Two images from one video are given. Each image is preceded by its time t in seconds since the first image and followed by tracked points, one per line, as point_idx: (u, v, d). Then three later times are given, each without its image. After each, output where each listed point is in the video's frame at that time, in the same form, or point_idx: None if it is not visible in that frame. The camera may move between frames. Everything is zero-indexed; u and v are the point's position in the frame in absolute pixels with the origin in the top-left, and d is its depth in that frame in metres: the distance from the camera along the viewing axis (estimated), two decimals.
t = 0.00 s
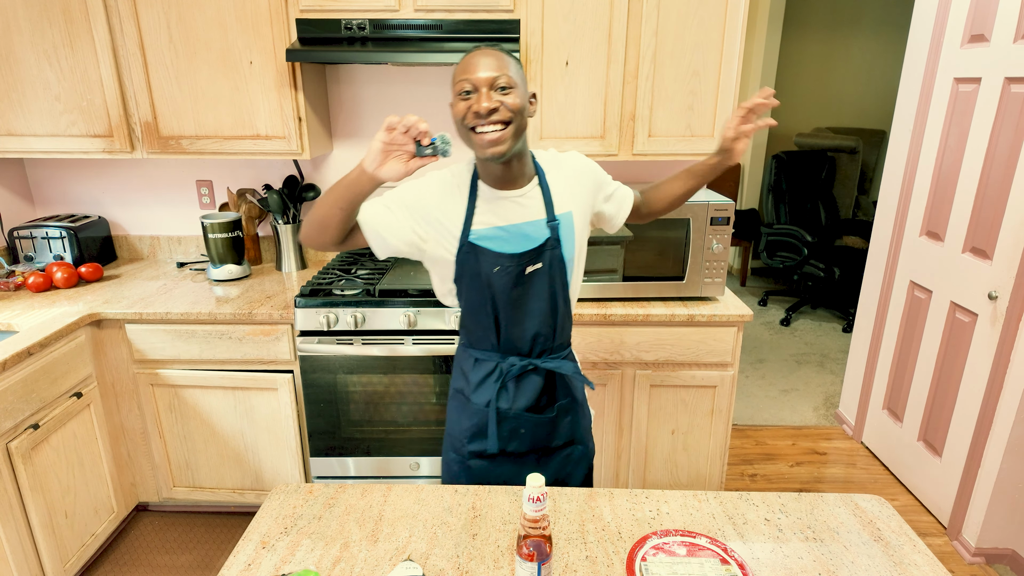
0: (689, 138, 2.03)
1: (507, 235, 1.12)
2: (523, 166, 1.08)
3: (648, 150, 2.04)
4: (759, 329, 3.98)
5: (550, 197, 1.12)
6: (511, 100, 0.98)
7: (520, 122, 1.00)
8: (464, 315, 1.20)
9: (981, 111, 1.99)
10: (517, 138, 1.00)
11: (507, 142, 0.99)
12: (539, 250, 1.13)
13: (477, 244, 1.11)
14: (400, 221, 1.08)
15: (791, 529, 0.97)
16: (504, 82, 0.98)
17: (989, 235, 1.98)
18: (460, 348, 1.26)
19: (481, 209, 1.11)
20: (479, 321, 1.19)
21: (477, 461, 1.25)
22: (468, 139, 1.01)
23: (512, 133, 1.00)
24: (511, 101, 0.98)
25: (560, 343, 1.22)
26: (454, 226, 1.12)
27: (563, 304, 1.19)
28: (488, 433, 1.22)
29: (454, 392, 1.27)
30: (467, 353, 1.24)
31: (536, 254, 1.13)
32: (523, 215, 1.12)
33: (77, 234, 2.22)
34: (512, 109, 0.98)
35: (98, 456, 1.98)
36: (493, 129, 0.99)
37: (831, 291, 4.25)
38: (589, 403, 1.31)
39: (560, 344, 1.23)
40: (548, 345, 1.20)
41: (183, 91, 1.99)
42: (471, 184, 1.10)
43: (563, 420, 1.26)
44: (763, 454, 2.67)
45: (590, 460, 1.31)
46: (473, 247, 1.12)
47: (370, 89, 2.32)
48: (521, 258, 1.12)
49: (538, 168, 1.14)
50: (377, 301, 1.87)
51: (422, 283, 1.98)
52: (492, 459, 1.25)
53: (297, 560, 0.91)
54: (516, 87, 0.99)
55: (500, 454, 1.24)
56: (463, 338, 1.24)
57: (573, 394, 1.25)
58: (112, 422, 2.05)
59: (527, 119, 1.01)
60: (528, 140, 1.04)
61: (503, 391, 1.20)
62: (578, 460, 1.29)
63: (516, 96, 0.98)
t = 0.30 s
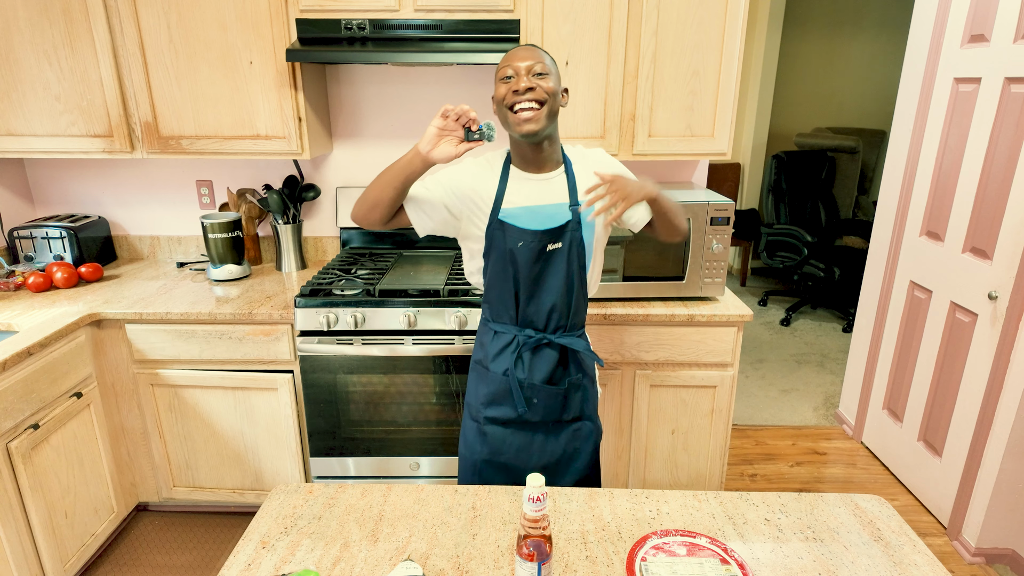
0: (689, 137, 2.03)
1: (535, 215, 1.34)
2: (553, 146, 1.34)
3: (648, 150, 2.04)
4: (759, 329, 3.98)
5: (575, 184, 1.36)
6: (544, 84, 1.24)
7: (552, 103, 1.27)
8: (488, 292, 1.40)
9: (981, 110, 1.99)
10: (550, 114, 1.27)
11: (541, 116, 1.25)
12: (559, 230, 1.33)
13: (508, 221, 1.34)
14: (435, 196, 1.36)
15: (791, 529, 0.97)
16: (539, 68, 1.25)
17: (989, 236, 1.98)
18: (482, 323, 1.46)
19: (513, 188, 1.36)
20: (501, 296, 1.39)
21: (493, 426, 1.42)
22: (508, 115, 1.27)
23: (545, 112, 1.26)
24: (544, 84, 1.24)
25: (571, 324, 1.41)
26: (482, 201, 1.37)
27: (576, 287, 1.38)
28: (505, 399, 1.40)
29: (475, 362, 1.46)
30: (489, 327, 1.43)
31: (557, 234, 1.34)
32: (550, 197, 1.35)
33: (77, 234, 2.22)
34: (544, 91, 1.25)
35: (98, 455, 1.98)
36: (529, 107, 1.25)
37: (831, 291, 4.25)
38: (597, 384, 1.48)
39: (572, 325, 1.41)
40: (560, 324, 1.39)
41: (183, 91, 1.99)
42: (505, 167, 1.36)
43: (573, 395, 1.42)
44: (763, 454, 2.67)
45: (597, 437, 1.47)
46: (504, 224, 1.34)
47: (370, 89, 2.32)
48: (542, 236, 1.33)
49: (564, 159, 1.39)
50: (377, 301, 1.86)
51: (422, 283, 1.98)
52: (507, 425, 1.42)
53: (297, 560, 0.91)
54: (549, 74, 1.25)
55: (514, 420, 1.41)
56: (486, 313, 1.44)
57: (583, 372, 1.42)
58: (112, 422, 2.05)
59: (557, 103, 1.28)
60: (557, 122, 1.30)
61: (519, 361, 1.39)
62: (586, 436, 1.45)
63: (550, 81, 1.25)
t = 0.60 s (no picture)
0: (689, 137, 2.03)
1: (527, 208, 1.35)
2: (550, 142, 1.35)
3: (648, 150, 2.04)
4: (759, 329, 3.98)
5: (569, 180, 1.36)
6: (541, 81, 1.27)
7: (549, 100, 1.29)
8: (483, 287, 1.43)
9: (981, 110, 1.99)
10: (546, 110, 1.29)
11: (537, 111, 1.28)
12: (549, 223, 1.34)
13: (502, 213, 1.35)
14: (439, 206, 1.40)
15: (791, 529, 0.97)
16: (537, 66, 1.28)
17: (989, 236, 1.98)
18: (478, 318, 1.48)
19: (508, 183, 1.37)
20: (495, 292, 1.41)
21: (485, 420, 1.44)
22: (506, 111, 1.30)
23: (542, 107, 1.29)
24: (541, 81, 1.27)
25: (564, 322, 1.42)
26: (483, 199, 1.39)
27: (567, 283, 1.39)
28: (496, 393, 1.42)
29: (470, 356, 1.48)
30: (484, 322, 1.45)
31: (547, 227, 1.35)
32: (544, 192, 1.36)
33: (77, 234, 2.22)
34: (541, 88, 1.28)
35: (98, 455, 1.98)
36: (526, 103, 1.28)
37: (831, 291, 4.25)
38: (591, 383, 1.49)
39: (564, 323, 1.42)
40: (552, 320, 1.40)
41: (183, 91, 1.99)
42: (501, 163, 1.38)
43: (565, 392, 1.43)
44: (763, 454, 2.67)
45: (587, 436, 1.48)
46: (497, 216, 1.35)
47: (370, 89, 2.32)
48: (532, 229, 1.34)
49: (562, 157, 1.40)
50: (376, 301, 1.86)
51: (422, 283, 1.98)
52: (498, 419, 1.44)
53: (297, 560, 0.91)
54: (546, 71, 1.28)
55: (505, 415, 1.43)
56: (482, 308, 1.46)
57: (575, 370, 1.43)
58: (112, 423, 2.05)
59: (554, 100, 1.31)
60: (554, 119, 1.32)
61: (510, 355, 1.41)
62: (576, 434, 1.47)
63: (547, 78, 1.28)
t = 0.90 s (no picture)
0: (689, 138, 2.03)
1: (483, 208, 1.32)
2: (515, 143, 1.32)
3: (648, 150, 2.04)
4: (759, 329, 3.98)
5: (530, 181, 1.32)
6: (505, 81, 1.24)
7: (514, 101, 1.26)
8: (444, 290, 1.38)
9: (981, 110, 1.99)
10: (510, 112, 1.26)
11: (501, 113, 1.25)
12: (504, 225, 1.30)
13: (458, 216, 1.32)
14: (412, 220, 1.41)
15: (791, 529, 0.97)
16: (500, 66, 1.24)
17: (989, 236, 1.98)
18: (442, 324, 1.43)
19: (470, 186, 1.34)
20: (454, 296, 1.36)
21: (443, 429, 1.39)
22: (469, 112, 1.26)
23: (506, 108, 1.26)
24: (505, 82, 1.24)
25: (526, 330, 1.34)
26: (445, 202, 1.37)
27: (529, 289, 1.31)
28: (453, 401, 1.37)
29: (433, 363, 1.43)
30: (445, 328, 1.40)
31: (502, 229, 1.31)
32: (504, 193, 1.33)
33: (77, 234, 2.22)
34: (505, 88, 1.24)
35: (98, 455, 1.98)
36: (490, 104, 1.25)
37: (831, 291, 4.25)
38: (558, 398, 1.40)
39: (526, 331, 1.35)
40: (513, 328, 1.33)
41: (183, 91, 1.99)
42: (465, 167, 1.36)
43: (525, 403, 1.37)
44: (763, 454, 2.67)
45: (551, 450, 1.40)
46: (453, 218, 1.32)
47: (369, 89, 2.32)
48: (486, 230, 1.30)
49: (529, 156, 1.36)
50: (377, 301, 1.86)
51: (422, 283, 1.98)
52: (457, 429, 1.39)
53: (297, 560, 0.91)
54: (511, 71, 1.25)
55: (463, 425, 1.38)
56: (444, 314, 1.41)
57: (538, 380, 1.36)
58: (112, 423, 2.05)
59: (518, 101, 1.27)
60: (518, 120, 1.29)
61: (468, 361, 1.35)
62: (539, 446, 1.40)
63: (512, 78, 1.25)
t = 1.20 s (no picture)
0: (689, 137, 2.03)
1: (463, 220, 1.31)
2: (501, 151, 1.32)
3: (648, 150, 2.04)
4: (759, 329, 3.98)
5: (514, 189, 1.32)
6: (495, 86, 1.23)
7: (502, 107, 1.25)
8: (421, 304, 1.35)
9: (982, 110, 1.99)
10: (499, 117, 1.25)
11: (490, 120, 1.24)
12: (485, 236, 1.27)
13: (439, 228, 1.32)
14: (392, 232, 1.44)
15: (791, 529, 0.97)
16: (489, 70, 1.23)
17: (989, 236, 1.98)
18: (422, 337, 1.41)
19: (449, 194, 1.35)
20: (433, 309, 1.33)
21: (425, 443, 1.37)
22: (455, 118, 1.25)
23: (495, 115, 1.24)
24: (495, 86, 1.22)
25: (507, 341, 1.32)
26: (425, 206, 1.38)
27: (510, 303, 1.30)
28: (434, 416, 1.34)
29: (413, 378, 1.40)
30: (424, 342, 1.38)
31: (483, 241, 1.27)
32: (487, 202, 1.33)
33: (77, 234, 2.22)
34: (495, 93, 1.23)
35: (98, 455, 1.98)
36: (478, 110, 1.24)
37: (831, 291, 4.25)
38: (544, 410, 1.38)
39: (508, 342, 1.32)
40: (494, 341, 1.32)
41: (183, 92, 1.99)
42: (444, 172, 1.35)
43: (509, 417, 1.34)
44: (763, 454, 2.67)
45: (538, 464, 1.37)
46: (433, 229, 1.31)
47: (369, 89, 2.32)
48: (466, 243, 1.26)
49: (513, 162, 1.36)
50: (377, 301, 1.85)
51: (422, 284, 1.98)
52: (441, 444, 1.36)
53: (297, 560, 0.91)
54: (499, 75, 1.23)
55: (446, 440, 1.35)
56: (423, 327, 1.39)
57: (520, 394, 1.33)
58: (112, 423, 2.05)
59: (506, 106, 1.26)
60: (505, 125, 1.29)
61: (449, 374, 1.34)
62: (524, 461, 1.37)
63: (500, 84, 1.23)
